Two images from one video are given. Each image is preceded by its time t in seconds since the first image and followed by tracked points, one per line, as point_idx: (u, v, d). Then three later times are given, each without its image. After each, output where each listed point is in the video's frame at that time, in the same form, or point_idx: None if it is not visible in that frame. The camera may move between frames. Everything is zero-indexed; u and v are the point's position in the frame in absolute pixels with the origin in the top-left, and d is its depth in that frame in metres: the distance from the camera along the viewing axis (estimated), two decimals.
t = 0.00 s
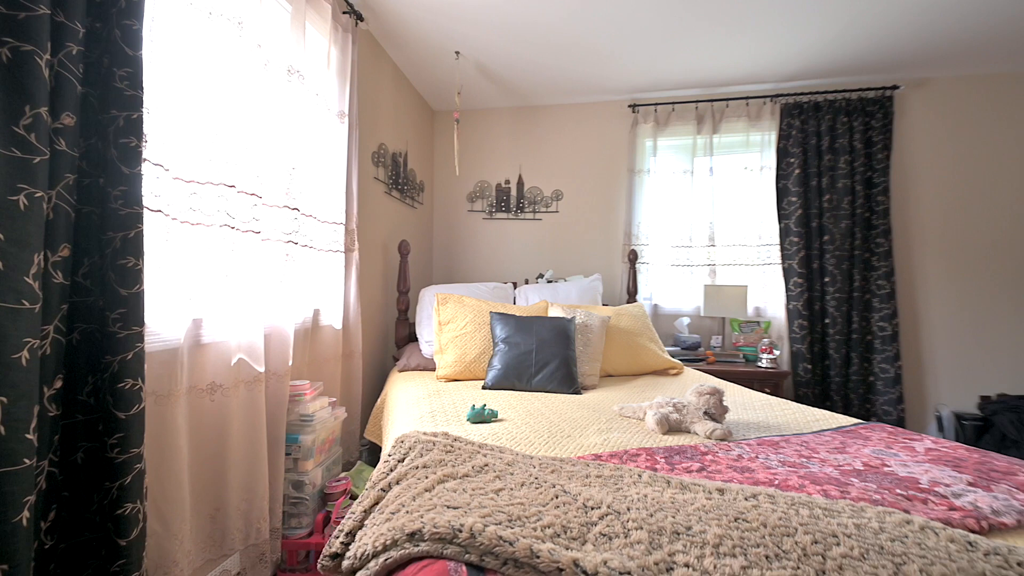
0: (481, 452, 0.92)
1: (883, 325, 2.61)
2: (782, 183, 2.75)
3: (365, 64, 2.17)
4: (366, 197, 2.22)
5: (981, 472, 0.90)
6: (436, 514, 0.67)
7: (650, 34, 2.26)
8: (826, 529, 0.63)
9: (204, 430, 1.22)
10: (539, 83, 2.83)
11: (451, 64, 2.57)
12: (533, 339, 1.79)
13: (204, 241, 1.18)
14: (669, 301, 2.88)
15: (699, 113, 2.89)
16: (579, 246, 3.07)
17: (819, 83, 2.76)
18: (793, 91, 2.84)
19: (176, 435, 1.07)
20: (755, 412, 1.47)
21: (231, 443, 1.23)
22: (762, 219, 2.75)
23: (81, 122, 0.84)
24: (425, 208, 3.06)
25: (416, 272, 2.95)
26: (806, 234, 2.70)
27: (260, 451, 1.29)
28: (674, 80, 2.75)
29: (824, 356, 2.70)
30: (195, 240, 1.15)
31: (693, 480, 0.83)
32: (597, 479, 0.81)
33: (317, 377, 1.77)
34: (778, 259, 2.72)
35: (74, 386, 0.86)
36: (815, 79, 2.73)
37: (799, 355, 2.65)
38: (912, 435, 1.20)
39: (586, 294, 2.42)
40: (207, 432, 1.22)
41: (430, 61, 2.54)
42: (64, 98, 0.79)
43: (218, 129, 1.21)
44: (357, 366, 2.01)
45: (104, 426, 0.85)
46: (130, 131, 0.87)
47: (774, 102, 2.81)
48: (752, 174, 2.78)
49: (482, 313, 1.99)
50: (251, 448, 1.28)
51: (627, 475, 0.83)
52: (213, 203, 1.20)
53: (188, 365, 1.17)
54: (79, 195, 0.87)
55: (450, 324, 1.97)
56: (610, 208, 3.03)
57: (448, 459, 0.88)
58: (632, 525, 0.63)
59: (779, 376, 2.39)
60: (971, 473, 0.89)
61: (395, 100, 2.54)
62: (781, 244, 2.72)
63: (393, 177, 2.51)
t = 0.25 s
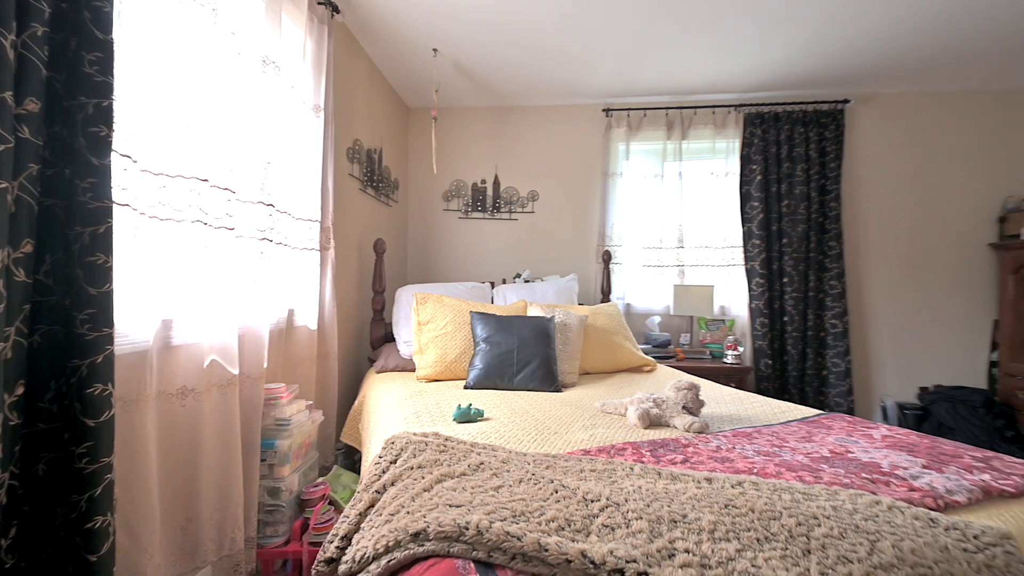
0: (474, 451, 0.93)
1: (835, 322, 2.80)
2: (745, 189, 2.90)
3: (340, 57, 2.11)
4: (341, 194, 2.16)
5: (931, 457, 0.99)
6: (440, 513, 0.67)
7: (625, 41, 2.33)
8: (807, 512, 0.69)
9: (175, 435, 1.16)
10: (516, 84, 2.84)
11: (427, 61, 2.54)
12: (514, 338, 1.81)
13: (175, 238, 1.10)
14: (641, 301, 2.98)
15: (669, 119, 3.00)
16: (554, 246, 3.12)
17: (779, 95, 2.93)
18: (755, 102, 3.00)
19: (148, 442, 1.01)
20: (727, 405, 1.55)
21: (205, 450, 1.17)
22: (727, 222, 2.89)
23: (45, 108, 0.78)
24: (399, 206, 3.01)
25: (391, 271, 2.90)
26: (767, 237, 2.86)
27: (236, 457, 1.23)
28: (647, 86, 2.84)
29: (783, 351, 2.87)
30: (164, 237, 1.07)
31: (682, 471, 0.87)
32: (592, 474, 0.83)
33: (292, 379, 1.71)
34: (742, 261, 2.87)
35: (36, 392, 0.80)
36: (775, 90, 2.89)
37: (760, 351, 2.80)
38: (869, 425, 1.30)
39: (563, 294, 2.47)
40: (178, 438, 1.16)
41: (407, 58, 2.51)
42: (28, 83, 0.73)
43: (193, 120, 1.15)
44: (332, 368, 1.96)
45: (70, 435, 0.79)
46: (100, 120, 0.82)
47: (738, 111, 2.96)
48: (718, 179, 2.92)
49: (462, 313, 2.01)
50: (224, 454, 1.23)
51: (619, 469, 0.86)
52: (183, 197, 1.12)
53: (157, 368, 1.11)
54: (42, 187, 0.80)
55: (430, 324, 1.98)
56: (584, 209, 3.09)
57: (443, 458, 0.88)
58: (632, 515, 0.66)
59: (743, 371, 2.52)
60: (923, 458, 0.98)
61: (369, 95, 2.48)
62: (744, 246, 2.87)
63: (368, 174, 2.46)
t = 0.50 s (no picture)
0: (463, 452, 0.92)
1: (789, 320, 2.98)
2: (709, 193, 3.04)
3: (309, 47, 2.03)
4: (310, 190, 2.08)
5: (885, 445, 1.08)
6: (437, 516, 0.66)
7: (599, 45, 2.38)
8: (786, 499, 0.73)
9: (134, 445, 1.08)
10: (490, 83, 2.84)
11: (400, 56, 2.49)
12: (492, 338, 1.82)
13: (135, 234, 1.02)
14: (611, 300, 3.05)
15: (638, 124, 3.09)
16: (527, 246, 3.13)
17: (740, 104, 3.09)
18: (718, 110, 3.15)
19: (107, 452, 0.94)
20: (699, 400, 1.62)
21: (168, 460, 1.10)
22: (692, 225, 3.02)
23: None
24: (369, 203, 2.94)
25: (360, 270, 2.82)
26: (729, 239, 3.01)
27: (202, 467, 1.16)
28: (618, 91, 2.92)
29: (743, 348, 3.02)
30: (125, 232, 0.99)
31: (666, 465, 0.90)
32: (582, 471, 0.85)
33: (260, 383, 1.64)
34: (706, 262, 3.00)
35: None
36: (736, 100, 3.05)
37: (723, 347, 2.94)
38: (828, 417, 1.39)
39: (538, 295, 2.49)
40: (139, 449, 1.08)
41: (379, 52, 2.45)
42: None
43: (156, 108, 1.07)
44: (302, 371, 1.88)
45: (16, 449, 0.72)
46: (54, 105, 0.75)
47: (702, 118, 3.09)
48: (684, 183, 3.04)
49: (438, 313, 1.99)
50: (188, 465, 1.15)
51: (607, 465, 0.88)
52: (144, 189, 1.03)
53: (114, 374, 1.03)
54: None
55: (405, 325, 1.96)
56: (556, 210, 3.13)
57: (433, 460, 0.87)
58: (627, 509, 0.68)
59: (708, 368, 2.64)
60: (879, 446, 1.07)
61: (339, 88, 2.41)
62: (708, 248, 3.00)
63: (337, 170, 2.37)
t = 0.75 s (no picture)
0: (449, 455, 0.91)
1: (743, 317, 3.16)
2: (671, 197, 3.16)
3: (271, 34, 1.94)
4: (272, 184, 1.98)
5: (840, 433, 1.17)
6: (432, 520, 0.65)
7: (569, 48, 2.42)
8: (763, 487, 0.77)
9: (79, 460, 0.98)
10: (460, 80, 2.82)
11: (367, 48, 2.42)
12: (466, 338, 1.81)
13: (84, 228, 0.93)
14: (579, 299, 3.10)
15: (604, 128, 3.17)
16: (496, 245, 3.13)
17: (699, 113, 3.25)
18: (679, 117, 3.29)
19: (48, 468, 0.85)
20: (668, 394, 1.68)
21: (120, 475, 1.01)
22: (656, 227, 3.14)
23: None
24: (332, 199, 2.83)
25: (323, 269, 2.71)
26: (689, 241, 3.15)
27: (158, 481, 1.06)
28: (585, 94, 2.98)
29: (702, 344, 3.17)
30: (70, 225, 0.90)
31: (648, 458, 0.93)
32: (569, 468, 0.86)
33: (218, 388, 1.53)
34: (668, 262, 3.13)
35: None
36: (695, 108, 3.20)
37: (683, 344, 3.07)
38: (785, 408, 1.49)
39: (509, 293, 2.53)
40: (84, 463, 0.99)
41: (345, 43, 2.37)
42: None
43: (109, 91, 0.98)
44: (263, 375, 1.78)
45: None
46: None
47: (665, 124, 3.22)
48: (648, 186, 3.15)
49: (410, 313, 1.97)
50: (142, 480, 1.06)
51: (594, 461, 0.90)
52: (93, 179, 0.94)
53: (57, 383, 0.93)
54: None
55: (376, 325, 1.92)
56: (525, 209, 3.16)
57: (419, 464, 0.85)
58: (620, 502, 0.69)
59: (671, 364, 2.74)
60: (834, 434, 1.16)
61: (301, 78, 2.30)
62: (670, 249, 3.13)
63: (300, 163, 2.27)
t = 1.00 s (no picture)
0: (432, 457, 0.90)
1: (697, 316, 3.33)
2: (632, 200, 3.29)
3: (227, 17, 1.82)
4: (226, 177, 1.86)
5: (791, 422, 1.28)
6: (426, 523, 0.64)
7: (537, 50, 2.45)
8: (735, 475, 0.83)
9: (11, 480, 0.88)
10: (426, 77, 2.78)
11: (330, 38, 2.33)
12: (437, 339, 1.80)
13: (17, 221, 0.83)
14: (545, 299, 3.15)
15: (569, 131, 3.25)
16: (462, 245, 3.12)
17: (657, 120, 3.40)
18: (639, 123, 3.43)
19: None
20: (635, 389, 1.74)
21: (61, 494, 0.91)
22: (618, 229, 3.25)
23: None
24: (289, 194, 2.70)
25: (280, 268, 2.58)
26: (649, 243, 3.28)
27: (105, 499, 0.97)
28: (551, 96, 3.04)
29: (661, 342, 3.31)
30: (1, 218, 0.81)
31: (625, 452, 0.97)
32: (554, 465, 0.88)
33: (169, 396, 1.42)
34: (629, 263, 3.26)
35: None
36: (653, 115, 3.35)
37: (643, 342, 3.20)
38: (742, 400, 1.60)
39: (477, 293, 2.56)
40: (18, 483, 0.89)
41: (306, 31, 2.27)
42: None
43: (52, 69, 0.89)
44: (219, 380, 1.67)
45: None
46: None
47: (626, 130, 3.34)
48: (610, 190, 3.26)
49: (378, 314, 1.92)
50: (85, 501, 0.96)
51: (576, 458, 0.92)
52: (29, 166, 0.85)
53: None
54: None
55: (342, 326, 1.86)
56: (492, 209, 3.17)
57: (404, 467, 0.84)
58: (608, 496, 0.72)
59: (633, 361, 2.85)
60: (787, 424, 1.26)
61: (258, 65, 2.18)
62: (631, 250, 3.26)
63: (256, 156, 2.14)
